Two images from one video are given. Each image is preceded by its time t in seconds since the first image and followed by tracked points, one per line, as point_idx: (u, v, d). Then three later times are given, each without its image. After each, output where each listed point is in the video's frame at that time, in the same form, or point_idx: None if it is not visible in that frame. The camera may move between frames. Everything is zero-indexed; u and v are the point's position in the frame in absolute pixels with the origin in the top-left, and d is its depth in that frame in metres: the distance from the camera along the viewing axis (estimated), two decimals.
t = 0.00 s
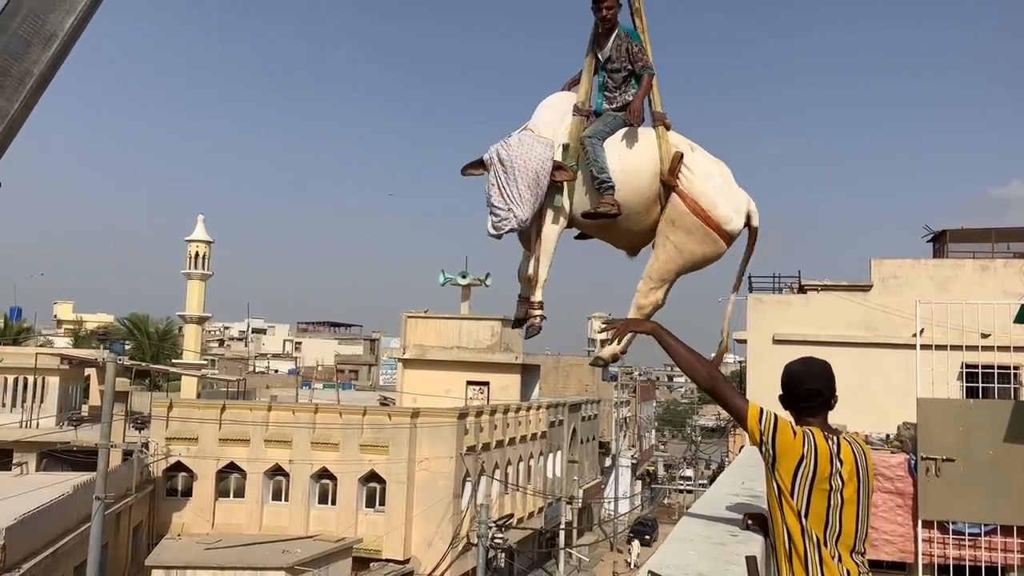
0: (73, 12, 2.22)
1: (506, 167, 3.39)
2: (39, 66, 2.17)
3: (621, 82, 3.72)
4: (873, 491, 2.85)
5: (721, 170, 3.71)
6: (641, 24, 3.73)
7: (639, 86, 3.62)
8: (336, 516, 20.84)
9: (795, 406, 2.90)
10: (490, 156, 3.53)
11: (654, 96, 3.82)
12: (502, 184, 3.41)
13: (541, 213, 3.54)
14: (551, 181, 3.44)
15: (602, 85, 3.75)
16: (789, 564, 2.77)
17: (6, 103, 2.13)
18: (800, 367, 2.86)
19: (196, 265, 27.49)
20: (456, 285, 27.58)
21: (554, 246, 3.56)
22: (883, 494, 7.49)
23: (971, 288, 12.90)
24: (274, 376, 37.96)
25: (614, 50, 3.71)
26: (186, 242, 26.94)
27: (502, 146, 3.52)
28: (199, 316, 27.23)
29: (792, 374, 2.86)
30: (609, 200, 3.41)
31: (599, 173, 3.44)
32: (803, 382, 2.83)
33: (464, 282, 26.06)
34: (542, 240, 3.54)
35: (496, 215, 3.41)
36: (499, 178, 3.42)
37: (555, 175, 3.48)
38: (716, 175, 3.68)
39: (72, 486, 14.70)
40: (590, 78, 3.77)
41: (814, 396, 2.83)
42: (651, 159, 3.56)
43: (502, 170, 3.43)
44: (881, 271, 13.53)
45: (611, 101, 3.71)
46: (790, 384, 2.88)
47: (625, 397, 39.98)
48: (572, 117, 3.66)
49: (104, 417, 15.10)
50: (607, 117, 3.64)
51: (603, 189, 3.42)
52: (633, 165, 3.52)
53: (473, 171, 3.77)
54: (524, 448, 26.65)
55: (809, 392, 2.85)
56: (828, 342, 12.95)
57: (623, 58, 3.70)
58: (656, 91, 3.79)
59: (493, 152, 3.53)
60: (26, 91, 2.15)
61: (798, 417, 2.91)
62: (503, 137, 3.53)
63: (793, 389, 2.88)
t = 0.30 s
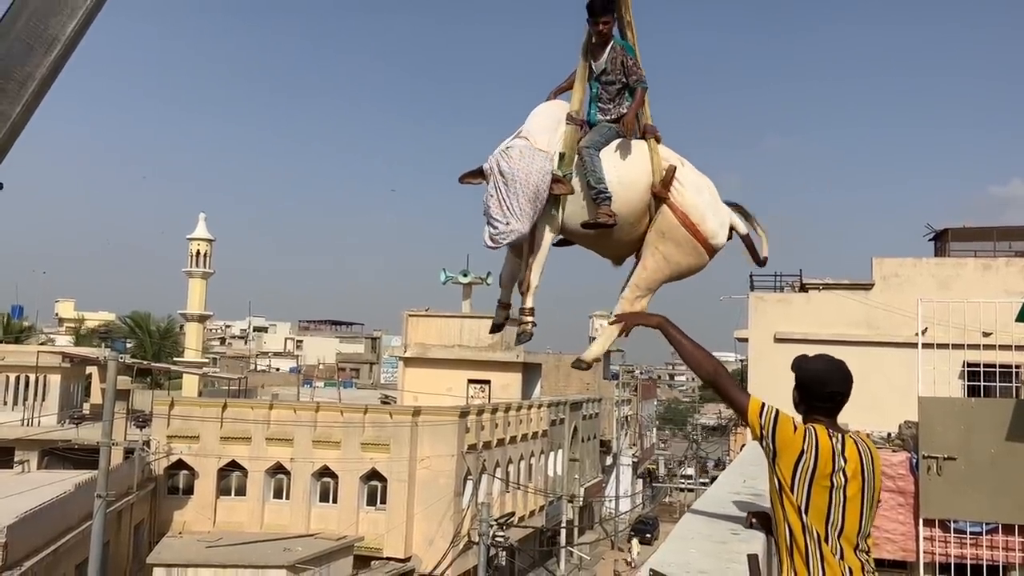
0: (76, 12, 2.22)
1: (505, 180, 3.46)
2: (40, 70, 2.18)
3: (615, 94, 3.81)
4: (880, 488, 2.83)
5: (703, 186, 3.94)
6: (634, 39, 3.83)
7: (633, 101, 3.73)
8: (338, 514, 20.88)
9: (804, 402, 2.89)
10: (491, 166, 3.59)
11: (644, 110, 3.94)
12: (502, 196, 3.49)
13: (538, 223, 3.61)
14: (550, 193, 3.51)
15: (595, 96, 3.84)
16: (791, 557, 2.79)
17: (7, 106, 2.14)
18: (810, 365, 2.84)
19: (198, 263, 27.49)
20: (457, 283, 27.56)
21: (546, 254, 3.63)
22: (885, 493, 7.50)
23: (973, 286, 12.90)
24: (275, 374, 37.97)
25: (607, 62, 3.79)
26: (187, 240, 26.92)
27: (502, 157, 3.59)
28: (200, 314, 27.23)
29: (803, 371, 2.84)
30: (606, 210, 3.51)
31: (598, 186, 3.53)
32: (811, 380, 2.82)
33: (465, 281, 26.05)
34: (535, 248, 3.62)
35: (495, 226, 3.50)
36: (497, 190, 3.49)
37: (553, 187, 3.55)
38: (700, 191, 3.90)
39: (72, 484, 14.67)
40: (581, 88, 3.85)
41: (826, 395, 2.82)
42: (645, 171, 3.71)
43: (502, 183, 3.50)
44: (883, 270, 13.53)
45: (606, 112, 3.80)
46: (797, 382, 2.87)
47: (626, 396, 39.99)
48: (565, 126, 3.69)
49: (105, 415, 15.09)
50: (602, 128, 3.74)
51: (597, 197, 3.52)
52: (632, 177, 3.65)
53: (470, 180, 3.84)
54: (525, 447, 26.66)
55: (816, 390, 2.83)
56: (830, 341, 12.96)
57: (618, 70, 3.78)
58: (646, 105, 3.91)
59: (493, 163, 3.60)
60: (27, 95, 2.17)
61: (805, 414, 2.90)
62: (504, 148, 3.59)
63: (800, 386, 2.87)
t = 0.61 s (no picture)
0: (72, 22, 2.59)
1: (509, 187, 3.45)
2: (41, 72, 2.51)
3: (609, 104, 3.89)
4: (888, 488, 2.82)
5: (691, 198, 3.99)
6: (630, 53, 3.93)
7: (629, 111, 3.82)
8: (340, 509, 20.93)
9: (819, 400, 2.90)
10: (493, 169, 3.55)
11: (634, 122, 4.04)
12: (504, 202, 3.47)
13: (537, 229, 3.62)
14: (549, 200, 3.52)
15: (588, 104, 3.91)
16: (795, 550, 2.79)
17: (10, 107, 2.47)
18: (826, 364, 2.84)
19: (200, 259, 27.50)
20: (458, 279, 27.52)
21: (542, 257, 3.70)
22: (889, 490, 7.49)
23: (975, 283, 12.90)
24: (277, 369, 38.00)
25: (604, 73, 3.89)
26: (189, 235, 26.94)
27: (503, 161, 3.56)
28: (202, 309, 27.25)
29: (821, 371, 2.85)
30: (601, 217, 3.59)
31: (593, 194, 3.60)
32: (828, 379, 2.83)
33: (467, 277, 26.05)
34: (532, 258, 3.66)
35: (496, 233, 3.48)
36: (500, 195, 3.47)
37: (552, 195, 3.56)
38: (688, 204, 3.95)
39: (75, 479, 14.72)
40: (576, 95, 3.92)
41: (841, 393, 2.84)
42: (638, 182, 3.76)
43: (505, 189, 3.47)
44: (886, 266, 13.60)
45: (600, 122, 3.89)
46: (813, 380, 2.88)
47: (627, 393, 40.03)
48: (561, 131, 3.74)
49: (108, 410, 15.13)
50: (598, 136, 3.81)
51: (593, 208, 3.60)
52: (627, 186, 3.71)
53: (472, 185, 3.80)
54: (527, 442, 26.69)
55: (829, 390, 2.85)
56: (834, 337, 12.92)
57: (614, 80, 3.87)
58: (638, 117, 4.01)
59: (494, 167, 3.57)
60: (27, 95, 2.50)
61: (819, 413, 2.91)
62: (506, 151, 3.56)
63: (816, 386, 2.88)
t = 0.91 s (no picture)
0: (73, 22, 2.61)
1: (521, 187, 3.82)
2: (43, 72, 2.55)
3: (602, 110, 4.38)
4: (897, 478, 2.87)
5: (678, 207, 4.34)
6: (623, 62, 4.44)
7: (622, 116, 4.31)
8: (343, 501, 20.99)
9: (837, 391, 2.93)
10: (502, 169, 3.91)
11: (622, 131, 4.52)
12: (515, 201, 3.84)
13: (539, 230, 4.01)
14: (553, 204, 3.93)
15: (582, 110, 4.38)
16: (805, 537, 2.82)
17: (14, 104, 2.51)
18: (846, 359, 2.87)
19: (204, 251, 27.54)
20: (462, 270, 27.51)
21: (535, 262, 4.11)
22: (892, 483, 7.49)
23: (980, 276, 12.88)
24: (281, 361, 38.06)
25: (599, 81, 4.39)
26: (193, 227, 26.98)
27: (510, 161, 3.93)
28: (207, 301, 27.30)
29: (839, 362, 2.87)
30: (596, 222, 3.99)
31: (588, 201, 4.00)
32: (848, 372, 2.87)
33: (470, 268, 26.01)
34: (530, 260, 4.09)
35: (508, 234, 3.85)
36: (512, 195, 3.84)
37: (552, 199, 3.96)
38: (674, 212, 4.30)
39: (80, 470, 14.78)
40: (568, 99, 4.34)
41: (858, 385, 2.88)
42: (629, 189, 4.20)
43: (518, 189, 3.84)
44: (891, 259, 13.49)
45: (593, 127, 4.37)
46: (832, 372, 2.90)
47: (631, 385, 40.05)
48: (557, 135, 4.13)
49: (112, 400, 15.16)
50: (592, 141, 4.29)
51: (590, 213, 3.99)
52: (620, 190, 4.14)
53: (479, 185, 4.14)
54: (530, 435, 26.70)
55: (845, 383, 2.89)
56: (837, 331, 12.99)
57: (608, 88, 4.38)
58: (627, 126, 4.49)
59: (502, 167, 3.93)
60: (30, 93, 2.53)
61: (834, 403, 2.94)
62: (513, 153, 3.93)
63: (834, 377, 2.91)
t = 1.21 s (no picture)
0: (74, 20, 3.00)
1: (532, 193, 3.99)
2: (47, 67, 2.94)
3: (596, 115, 4.52)
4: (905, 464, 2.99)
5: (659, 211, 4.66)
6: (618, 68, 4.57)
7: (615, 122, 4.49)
8: (349, 489, 21.07)
9: (853, 379, 3.00)
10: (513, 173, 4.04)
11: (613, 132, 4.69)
12: (526, 206, 4.01)
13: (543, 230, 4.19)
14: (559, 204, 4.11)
15: (578, 113, 4.52)
16: (820, 522, 2.93)
17: (23, 95, 2.92)
18: (860, 347, 2.95)
19: (210, 239, 27.58)
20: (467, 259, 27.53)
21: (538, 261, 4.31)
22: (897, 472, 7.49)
23: (987, 266, 12.86)
24: (287, 349, 38.15)
25: (596, 86, 4.52)
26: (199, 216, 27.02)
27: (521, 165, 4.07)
28: (213, 290, 27.34)
29: (856, 354, 2.95)
30: (594, 225, 4.22)
31: (587, 204, 4.22)
32: (863, 363, 2.94)
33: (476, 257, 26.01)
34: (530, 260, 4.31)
35: (519, 236, 4.03)
36: (522, 200, 4.00)
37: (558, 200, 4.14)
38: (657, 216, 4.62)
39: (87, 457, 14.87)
40: (564, 103, 4.49)
41: (873, 374, 2.96)
42: (621, 192, 4.43)
43: (529, 193, 4.00)
44: (897, 249, 13.49)
45: (588, 131, 4.51)
46: (848, 362, 2.98)
47: (636, 374, 40.07)
48: (554, 137, 4.31)
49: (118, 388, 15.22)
50: (586, 146, 4.46)
51: (588, 216, 4.21)
52: (615, 194, 4.36)
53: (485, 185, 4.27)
54: (535, 423, 26.74)
55: (858, 373, 2.97)
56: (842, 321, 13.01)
57: (604, 92, 4.52)
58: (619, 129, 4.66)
59: (513, 170, 4.06)
60: (37, 86, 2.93)
61: (849, 391, 3.01)
62: (523, 157, 4.07)
63: (849, 367, 2.99)
